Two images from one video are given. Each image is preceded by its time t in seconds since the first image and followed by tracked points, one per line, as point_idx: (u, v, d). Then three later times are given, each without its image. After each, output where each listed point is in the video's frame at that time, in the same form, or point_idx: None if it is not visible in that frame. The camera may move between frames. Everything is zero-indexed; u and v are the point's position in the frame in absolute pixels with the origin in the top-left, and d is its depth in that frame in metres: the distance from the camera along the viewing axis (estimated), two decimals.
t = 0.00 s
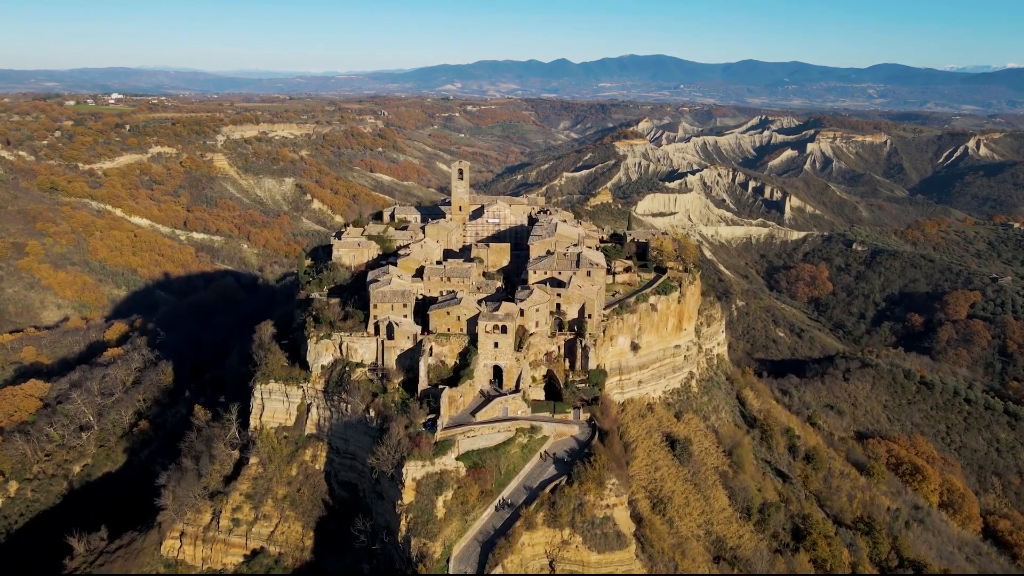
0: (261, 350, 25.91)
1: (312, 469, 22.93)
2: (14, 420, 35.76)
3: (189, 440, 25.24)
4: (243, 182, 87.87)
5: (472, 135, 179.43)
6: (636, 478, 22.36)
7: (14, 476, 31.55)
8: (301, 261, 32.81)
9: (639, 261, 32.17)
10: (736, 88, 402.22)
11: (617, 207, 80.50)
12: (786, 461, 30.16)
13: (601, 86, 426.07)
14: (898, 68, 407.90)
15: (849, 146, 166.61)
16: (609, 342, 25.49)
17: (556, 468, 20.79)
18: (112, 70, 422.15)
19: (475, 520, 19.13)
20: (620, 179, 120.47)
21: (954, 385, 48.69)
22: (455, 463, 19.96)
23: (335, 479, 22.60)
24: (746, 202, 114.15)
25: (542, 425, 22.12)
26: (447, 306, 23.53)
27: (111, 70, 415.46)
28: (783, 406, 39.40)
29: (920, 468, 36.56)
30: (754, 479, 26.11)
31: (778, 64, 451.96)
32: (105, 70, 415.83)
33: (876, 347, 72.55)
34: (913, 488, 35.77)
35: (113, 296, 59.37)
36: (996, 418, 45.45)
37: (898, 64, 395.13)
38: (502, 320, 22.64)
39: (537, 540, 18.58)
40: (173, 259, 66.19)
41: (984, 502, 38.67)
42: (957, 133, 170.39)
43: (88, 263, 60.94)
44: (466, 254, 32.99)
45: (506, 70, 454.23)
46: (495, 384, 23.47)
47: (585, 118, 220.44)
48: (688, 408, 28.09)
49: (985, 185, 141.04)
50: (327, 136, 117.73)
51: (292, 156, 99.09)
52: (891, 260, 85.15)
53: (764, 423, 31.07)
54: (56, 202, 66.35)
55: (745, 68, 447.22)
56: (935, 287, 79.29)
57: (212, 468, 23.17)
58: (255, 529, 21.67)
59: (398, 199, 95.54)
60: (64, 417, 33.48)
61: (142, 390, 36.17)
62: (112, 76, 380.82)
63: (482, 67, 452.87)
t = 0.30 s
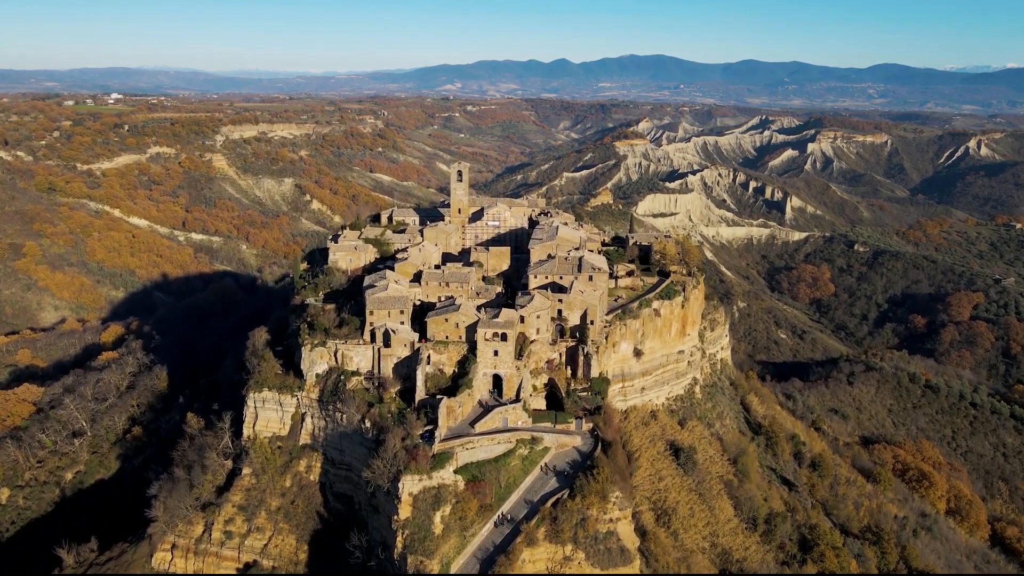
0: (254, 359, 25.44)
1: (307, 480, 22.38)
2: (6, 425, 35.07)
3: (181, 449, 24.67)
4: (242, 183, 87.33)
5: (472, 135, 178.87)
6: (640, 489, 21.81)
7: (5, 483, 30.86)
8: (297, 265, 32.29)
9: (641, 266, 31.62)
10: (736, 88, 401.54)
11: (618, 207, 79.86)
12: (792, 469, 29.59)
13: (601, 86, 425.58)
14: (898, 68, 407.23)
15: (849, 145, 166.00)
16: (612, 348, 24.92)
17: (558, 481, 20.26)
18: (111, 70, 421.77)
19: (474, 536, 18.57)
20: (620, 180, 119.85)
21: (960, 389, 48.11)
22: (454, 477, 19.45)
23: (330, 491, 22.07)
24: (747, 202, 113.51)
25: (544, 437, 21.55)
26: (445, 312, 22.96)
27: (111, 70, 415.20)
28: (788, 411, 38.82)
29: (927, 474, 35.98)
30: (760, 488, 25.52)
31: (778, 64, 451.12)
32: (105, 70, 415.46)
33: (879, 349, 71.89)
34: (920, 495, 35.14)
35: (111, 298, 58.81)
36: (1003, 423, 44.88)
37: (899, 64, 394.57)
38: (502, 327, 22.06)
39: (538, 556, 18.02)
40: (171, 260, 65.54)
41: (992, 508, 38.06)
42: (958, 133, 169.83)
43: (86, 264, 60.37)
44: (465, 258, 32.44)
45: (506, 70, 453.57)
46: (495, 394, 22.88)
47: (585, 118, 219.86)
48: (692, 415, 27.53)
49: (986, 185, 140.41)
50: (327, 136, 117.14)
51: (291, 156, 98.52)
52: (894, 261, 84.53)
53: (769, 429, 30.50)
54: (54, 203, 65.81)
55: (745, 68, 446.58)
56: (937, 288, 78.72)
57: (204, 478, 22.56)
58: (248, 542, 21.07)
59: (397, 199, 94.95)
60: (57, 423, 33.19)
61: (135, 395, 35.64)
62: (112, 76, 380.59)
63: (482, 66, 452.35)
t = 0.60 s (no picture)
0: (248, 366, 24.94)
1: (301, 491, 21.86)
2: None
3: (174, 457, 24.13)
4: (241, 183, 86.79)
5: (472, 135, 178.37)
6: (644, 499, 21.25)
7: None
8: (293, 269, 31.74)
9: (644, 269, 31.08)
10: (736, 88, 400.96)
11: (619, 208, 79.25)
12: (797, 475, 29.02)
13: (601, 86, 425.06)
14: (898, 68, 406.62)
15: (850, 145, 165.44)
16: (614, 355, 24.42)
17: (559, 494, 19.76)
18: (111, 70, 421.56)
19: (472, 552, 18.05)
20: (620, 180, 119.32)
21: (965, 392, 47.54)
22: (452, 490, 18.91)
23: (325, 503, 21.51)
24: (748, 203, 112.92)
25: (545, 447, 21.02)
26: (443, 319, 22.41)
27: (111, 70, 414.93)
28: (792, 416, 38.28)
29: (933, 480, 35.41)
30: (765, 497, 24.97)
31: (778, 64, 450.56)
32: (105, 70, 415.08)
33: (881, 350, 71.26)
34: (927, 501, 34.54)
35: (109, 299, 58.25)
36: (1009, 427, 44.34)
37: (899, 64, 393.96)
38: (502, 334, 21.50)
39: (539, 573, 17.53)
40: (169, 260, 64.92)
41: (998, 513, 37.46)
42: (958, 133, 169.31)
43: (84, 265, 59.80)
44: (465, 262, 31.90)
45: (506, 70, 453.00)
46: (495, 403, 22.35)
47: (585, 118, 219.36)
48: (696, 422, 26.99)
49: (988, 185, 139.81)
50: (327, 136, 116.60)
51: (290, 156, 97.99)
52: (896, 261, 83.97)
53: (774, 436, 29.97)
54: (52, 204, 65.29)
55: (745, 68, 445.98)
56: (940, 289, 78.19)
57: (197, 489, 22.00)
58: (241, 555, 20.53)
59: (396, 200, 94.40)
60: (50, 428, 32.63)
61: (129, 400, 35.06)
62: (112, 76, 380.33)
63: (481, 67, 451.88)
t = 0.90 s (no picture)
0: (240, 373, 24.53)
1: (296, 503, 21.36)
2: None
3: (166, 467, 23.62)
4: (240, 184, 86.23)
5: (472, 135, 177.92)
6: (647, 510, 20.73)
7: None
8: (288, 273, 31.30)
9: (646, 273, 30.60)
10: (737, 87, 400.38)
11: (619, 209, 78.65)
12: (803, 483, 28.42)
13: (601, 86, 424.55)
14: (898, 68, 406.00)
15: (851, 145, 164.84)
16: (617, 361, 23.90)
17: (561, 508, 19.25)
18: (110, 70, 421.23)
19: (471, 569, 17.54)
20: (621, 180, 118.78)
21: (970, 396, 46.96)
22: (450, 504, 18.41)
23: (320, 515, 21.04)
24: (748, 203, 112.36)
25: (546, 458, 20.49)
26: (442, 326, 21.90)
27: (110, 70, 414.53)
28: (796, 421, 37.75)
29: (939, 486, 34.88)
30: (771, 507, 24.39)
31: (778, 64, 449.90)
32: (105, 70, 414.71)
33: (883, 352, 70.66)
34: (933, 508, 34.00)
35: (107, 300, 57.70)
36: (1015, 431, 43.78)
37: (899, 64, 393.31)
38: (502, 342, 20.96)
39: None
40: (168, 262, 64.32)
41: (1006, 520, 36.85)
42: (959, 133, 168.73)
43: (81, 266, 59.25)
44: (464, 266, 31.38)
45: (506, 70, 452.45)
46: (494, 412, 21.83)
47: (585, 118, 218.88)
48: (700, 429, 26.44)
49: (989, 185, 139.23)
50: (326, 136, 116.05)
51: (290, 157, 97.41)
52: (898, 263, 83.41)
53: (779, 443, 29.42)
54: (49, 204, 64.76)
55: (745, 68, 445.38)
56: (943, 290, 77.61)
57: (188, 499, 21.46)
58: (233, 568, 19.88)
59: (396, 201, 93.87)
60: (42, 434, 32.12)
61: (123, 406, 34.50)
62: (112, 76, 380.12)
63: (481, 67, 451.30)
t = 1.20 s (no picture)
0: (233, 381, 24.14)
1: (290, 515, 20.86)
2: None
3: (158, 476, 23.15)
4: (239, 184, 85.67)
5: (472, 135, 177.44)
6: (651, 522, 20.18)
7: None
8: (284, 278, 30.87)
9: (649, 277, 30.12)
10: (737, 87, 399.86)
11: (620, 210, 78.09)
12: (808, 491, 27.82)
13: (601, 86, 424.23)
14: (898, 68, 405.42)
15: (851, 146, 164.28)
16: (619, 369, 23.41)
17: (563, 522, 18.74)
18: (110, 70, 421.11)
19: None
20: (621, 180, 118.24)
21: (975, 399, 46.48)
22: (448, 519, 17.91)
23: (315, 528, 20.58)
24: (749, 204, 111.81)
25: (548, 471, 19.97)
26: (440, 333, 21.39)
27: (111, 70, 414.45)
28: (800, 426, 37.21)
29: (946, 492, 34.32)
30: (777, 516, 23.81)
31: (778, 64, 449.23)
32: (105, 70, 414.62)
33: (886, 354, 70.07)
34: (940, 515, 33.40)
35: (104, 301, 57.14)
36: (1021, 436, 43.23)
37: (899, 64, 392.65)
38: (502, 351, 20.44)
39: None
40: (166, 263, 63.74)
41: (1013, 526, 36.31)
42: (960, 133, 168.14)
43: (79, 267, 58.69)
44: (463, 270, 30.88)
45: (507, 70, 451.99)
46: (494, 422, 21.31)
47: (585, 118, 218.40)
48: (704, 437, 25.93)
49: (990, 186, 138.63)
50: (326, 136, 115.52)
51: (289, 157, 96.81)
52: (900, 263, 82.88)
53: (784, 450, 28.83)
54: (47, 205, 64.22)
55: (745, 67, 444.84)
56: (945, 291, 77.05)
57: (180, 511, 20.89)
58: None
59: (395, 202, 93.33)
60: (35, 440, 31.64)
61: (117, 410, 33.82)
62: (113, 76, 380.30)
63: (481, 67, 450.89)
